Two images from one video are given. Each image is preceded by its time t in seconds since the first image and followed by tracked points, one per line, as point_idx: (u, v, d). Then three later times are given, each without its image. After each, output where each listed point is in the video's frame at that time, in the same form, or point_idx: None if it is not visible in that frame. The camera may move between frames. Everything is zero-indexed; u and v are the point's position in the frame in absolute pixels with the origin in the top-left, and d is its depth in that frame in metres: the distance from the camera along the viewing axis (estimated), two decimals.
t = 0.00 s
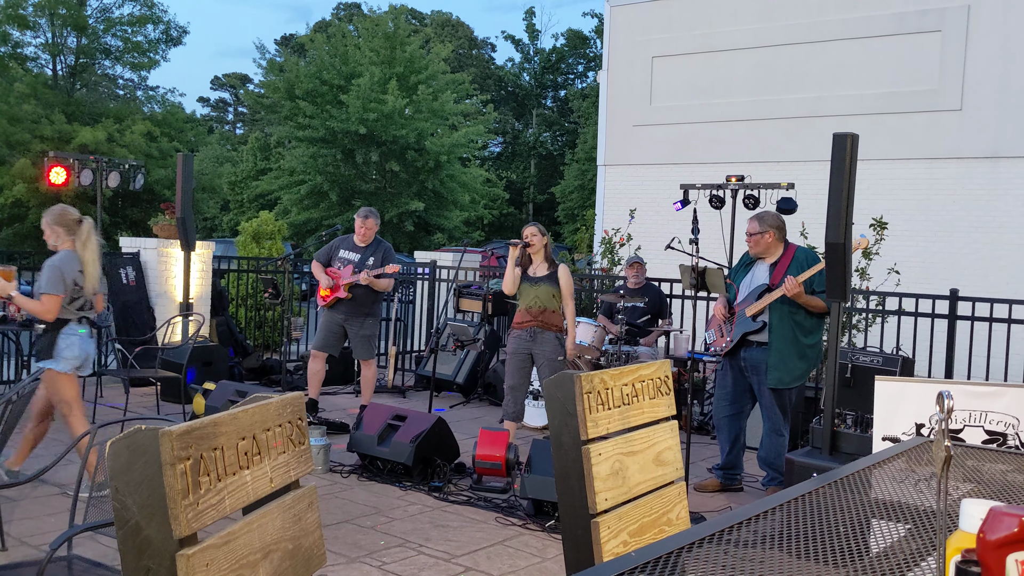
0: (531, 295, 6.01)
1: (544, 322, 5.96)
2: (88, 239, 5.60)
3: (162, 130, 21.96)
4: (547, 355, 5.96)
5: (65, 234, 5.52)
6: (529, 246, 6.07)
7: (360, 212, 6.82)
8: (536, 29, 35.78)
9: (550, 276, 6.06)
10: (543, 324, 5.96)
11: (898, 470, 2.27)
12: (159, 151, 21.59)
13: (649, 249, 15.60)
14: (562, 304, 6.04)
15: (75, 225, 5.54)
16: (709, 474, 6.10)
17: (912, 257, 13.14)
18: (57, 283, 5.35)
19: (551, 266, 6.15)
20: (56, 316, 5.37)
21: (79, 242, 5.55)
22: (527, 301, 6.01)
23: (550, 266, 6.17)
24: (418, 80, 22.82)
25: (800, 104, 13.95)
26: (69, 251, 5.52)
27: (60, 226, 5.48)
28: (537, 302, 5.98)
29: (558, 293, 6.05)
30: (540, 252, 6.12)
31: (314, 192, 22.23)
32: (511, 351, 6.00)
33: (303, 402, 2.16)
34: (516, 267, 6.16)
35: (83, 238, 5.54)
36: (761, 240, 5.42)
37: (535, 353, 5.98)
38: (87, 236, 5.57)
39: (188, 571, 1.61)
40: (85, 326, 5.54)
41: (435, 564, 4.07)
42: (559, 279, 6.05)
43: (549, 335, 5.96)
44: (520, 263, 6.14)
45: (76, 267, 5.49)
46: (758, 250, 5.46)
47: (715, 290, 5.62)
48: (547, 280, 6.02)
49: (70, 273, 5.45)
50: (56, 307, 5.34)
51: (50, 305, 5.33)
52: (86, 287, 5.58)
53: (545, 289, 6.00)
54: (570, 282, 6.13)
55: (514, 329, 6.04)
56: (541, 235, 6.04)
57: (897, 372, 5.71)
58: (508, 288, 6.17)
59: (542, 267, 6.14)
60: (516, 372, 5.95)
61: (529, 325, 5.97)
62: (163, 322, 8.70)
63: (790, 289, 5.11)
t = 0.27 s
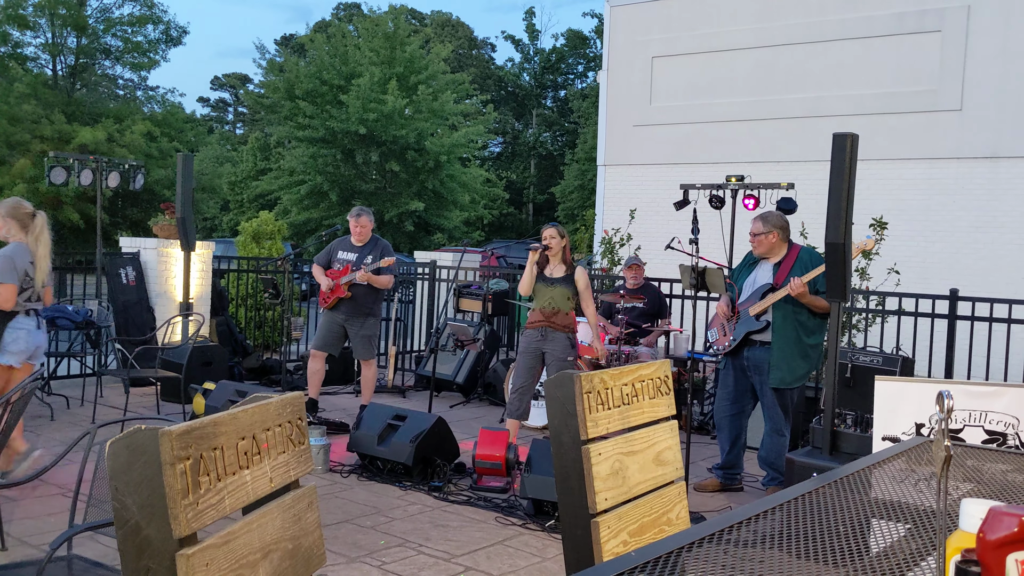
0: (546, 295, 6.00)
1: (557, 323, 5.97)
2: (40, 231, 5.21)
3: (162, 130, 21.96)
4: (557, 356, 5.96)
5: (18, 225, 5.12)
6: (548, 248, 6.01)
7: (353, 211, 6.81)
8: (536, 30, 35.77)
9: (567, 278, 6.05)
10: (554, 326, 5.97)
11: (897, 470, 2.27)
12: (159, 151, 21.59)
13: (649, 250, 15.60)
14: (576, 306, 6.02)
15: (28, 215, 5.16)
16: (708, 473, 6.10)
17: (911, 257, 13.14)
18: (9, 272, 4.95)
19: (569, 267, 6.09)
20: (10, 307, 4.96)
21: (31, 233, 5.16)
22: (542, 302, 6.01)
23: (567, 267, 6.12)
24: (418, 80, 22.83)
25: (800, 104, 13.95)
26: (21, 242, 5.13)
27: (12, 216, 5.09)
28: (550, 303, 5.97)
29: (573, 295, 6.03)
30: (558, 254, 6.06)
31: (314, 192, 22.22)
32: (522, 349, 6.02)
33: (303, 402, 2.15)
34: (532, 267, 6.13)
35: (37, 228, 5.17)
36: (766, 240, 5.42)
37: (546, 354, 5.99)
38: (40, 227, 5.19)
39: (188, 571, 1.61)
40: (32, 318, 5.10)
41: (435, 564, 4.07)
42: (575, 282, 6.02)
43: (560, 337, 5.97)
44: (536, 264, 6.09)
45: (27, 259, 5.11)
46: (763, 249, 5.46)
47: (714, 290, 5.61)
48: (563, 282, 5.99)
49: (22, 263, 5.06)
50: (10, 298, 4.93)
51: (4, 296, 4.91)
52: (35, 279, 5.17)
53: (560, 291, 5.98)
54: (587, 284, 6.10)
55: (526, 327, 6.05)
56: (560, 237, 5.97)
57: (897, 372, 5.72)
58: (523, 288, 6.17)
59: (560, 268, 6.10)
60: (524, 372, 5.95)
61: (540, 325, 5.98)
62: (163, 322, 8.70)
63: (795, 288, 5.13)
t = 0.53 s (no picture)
0: (556, 295, 6.01)
1: (565, 324, 5.97)
2: None
3: (162, 130, 21.98)
4: (564, 356, 5.97)
5: None
6: (562, 248, 6.02)
7: (351, 211, 6.82)
8: (536, 29, 35.76)
9: (579, 279, 6.04)
10: (563, 325, 5.97)
11: (897, 470, 2.27)
12: (160, 150, 21.59)
13: (649, 249, 15.59)
14: (586, 307, 6.01)
15: None
16: (709, 473, 6.10)
17: (912, 257, 13.13)
18: None
19: (582, 268, 6.10)
20: None
21: None
22: (552, 301, 6.02)
23: (580, 268, 6.12)
24: (418, 80, 22.83)
25: (801, 103, 13.93)
26: None
27: None
28: (560, 303, 5.98)
29: (583, 296, 6.03)
30: (571, 254, 6.06)
31: (314, 192, 22.22)
32: (530, 347, 6.03)
33: (302, 402, 2.15)
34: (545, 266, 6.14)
35: None
36: (772, 239, 5.40)
37: (553, 353, 5.99)
38: None
39: (187, 570, 1.61)
40: None
41: (434, 564, 4.07)
42: (586, 283, 6.02)
43: (568, 338, 5.96)
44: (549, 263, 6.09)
45: None
46: (769, 249, 5.44)
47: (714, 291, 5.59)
48: (574, 283, 6.00)
49: None
50: None
51: None
52: None
53: (570, 292, 5.98)
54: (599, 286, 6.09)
55: (535, 326, 6.07)
56: (574, 237, 5.96)
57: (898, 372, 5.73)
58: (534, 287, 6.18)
59: (572, 269, 6.10)
60: (528, 370, 5.94)
61: (549, 325, 5.99)
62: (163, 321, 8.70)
63: (802, 289, 5.18)
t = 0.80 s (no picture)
0: (559, 295, 6.01)
1: (566, 324, 5.96)
2: None
3: (161, 130, 21.98)
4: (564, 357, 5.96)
5: None
6: (567, 248, 6.02)
7: (352, 211, 6.85)
8: (535, 30, 35.76)
9: (581, 280, 6.03)
10: (563, 326, 5.97)
11: (896, 470, 2.27)
12: (158, 150, 21.57)
13: (648, 250, 15.60)
14: (587, 309, 5.99)
15: None
16: (708, 473, 6.10)
17: (910, 257, 13.14)
18: None
19: (586, 270, 6.09)
20: None
21: None
22: (554, 301, 6.02)
23: (585, 269, 6.12)
24: (417, 80, 22.83)
25: (799, 104, 13.94)
26: None
27: None
28: (561, 303, 5.98)
29: (585, 298, 6.02)
30: (576, 255, 6.06)
31: (313, 192, 22.20)
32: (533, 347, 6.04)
33: (301, 402, 2.15)
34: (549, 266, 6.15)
35: None
36: (775, 241, 5.40)
37: (554, 353, 5.99)
38: None
39: (186, 571, 1.61)
40: None
41: (433, 564, 4.07)
42: (588, 284, 6.00)
43: (568, 339, 5.95)
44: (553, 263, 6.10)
45: None
46: (772, 250, 5.43)
47: (712, 290, 5.61)
48: (576, 284, 5.99)
49: None
50: None
51: None
52: None
53: (572, 293, 5.98)
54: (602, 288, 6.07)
55: (536, 326, 6.08)
56: (579, 238, 5.96)
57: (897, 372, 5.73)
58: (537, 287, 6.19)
59: (577, 270, 6.10)
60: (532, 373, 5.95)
61: (550, 325, 6.00)
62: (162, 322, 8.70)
63: (805, 291, 5.19)
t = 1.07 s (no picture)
0: (556, 295, 6.01)
1: (563, 325, 5.98)
2: None
3: (160, 129, 21.97)
4: (562, 358, 5.98)
5: None
6: (566, 248, 6.02)
7: (350, 211, 6.86)
8: (534, 30, 35.76)
9: (578, 281, 6.07)
10: (560, 326, 5.98)
11: (896, 470, 2.27)
12: (157, 150, 21.55)
13: (647, 249, 15.60)
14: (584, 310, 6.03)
15: None
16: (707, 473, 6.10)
17: (909, 257, 13.15)
18: None
19: (583, 271, 6.13)
20: None
21: None
22: (550, 301, 6.01)
23: (581, 270, 6.15)
24: (416, 80, 22.84)
25: (799, 103, 13.95)
26: None
27: None
28: (559, 303, 5.98)
29: (581, 299, 6.06)
30: (574, 254, 6.08)
31: (312, 192, 22.17)
32: (528, 349, 6.00)
33: (301, 402, 2.15)
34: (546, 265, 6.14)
35: None
36: (777, 240, 5.40)
37: (552, 354, 5.98)
38: None
39: (186, 571, 1.61)
40: None
41: (433, 564, 4.07)
42: (585, 286, 6.05)
43: (565, 340, 5.98)
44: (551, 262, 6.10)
45: None
46: (773, 250, 5.44)
47: (711, 290, 5.60)
48: (574, 284, 6.02)
49: None
50: None
51: None
52: None
53: (570, 293, 6.00)
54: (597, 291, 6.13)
55: (531, 326, 6.06)
56: (580, 239, 5.98)
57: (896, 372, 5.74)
58: (532, 286, 6.16)
59: (573, 270, 6.12)
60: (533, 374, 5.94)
61: (547, 325, 5.99)
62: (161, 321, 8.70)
63: (806, 290, 5.21)
